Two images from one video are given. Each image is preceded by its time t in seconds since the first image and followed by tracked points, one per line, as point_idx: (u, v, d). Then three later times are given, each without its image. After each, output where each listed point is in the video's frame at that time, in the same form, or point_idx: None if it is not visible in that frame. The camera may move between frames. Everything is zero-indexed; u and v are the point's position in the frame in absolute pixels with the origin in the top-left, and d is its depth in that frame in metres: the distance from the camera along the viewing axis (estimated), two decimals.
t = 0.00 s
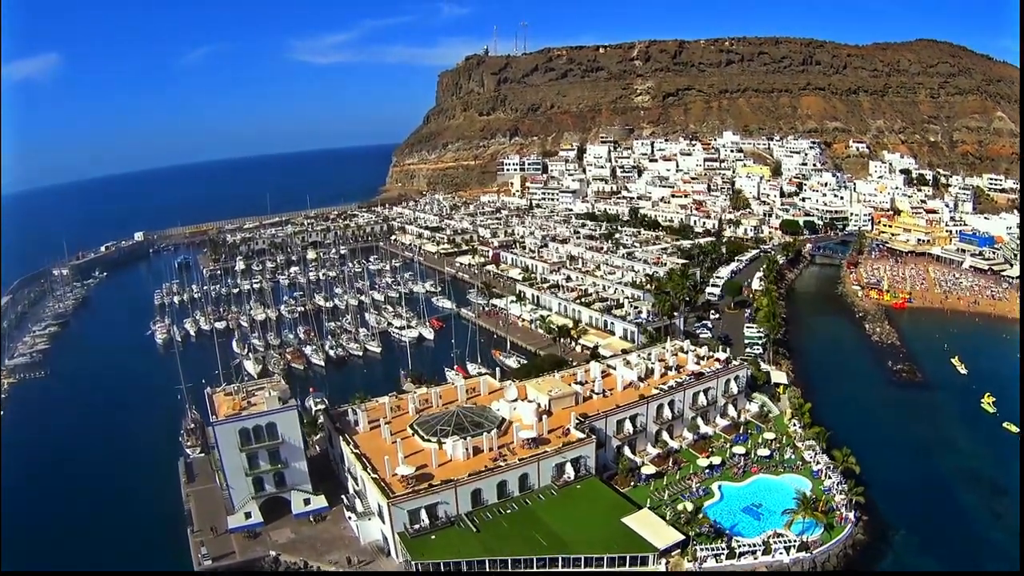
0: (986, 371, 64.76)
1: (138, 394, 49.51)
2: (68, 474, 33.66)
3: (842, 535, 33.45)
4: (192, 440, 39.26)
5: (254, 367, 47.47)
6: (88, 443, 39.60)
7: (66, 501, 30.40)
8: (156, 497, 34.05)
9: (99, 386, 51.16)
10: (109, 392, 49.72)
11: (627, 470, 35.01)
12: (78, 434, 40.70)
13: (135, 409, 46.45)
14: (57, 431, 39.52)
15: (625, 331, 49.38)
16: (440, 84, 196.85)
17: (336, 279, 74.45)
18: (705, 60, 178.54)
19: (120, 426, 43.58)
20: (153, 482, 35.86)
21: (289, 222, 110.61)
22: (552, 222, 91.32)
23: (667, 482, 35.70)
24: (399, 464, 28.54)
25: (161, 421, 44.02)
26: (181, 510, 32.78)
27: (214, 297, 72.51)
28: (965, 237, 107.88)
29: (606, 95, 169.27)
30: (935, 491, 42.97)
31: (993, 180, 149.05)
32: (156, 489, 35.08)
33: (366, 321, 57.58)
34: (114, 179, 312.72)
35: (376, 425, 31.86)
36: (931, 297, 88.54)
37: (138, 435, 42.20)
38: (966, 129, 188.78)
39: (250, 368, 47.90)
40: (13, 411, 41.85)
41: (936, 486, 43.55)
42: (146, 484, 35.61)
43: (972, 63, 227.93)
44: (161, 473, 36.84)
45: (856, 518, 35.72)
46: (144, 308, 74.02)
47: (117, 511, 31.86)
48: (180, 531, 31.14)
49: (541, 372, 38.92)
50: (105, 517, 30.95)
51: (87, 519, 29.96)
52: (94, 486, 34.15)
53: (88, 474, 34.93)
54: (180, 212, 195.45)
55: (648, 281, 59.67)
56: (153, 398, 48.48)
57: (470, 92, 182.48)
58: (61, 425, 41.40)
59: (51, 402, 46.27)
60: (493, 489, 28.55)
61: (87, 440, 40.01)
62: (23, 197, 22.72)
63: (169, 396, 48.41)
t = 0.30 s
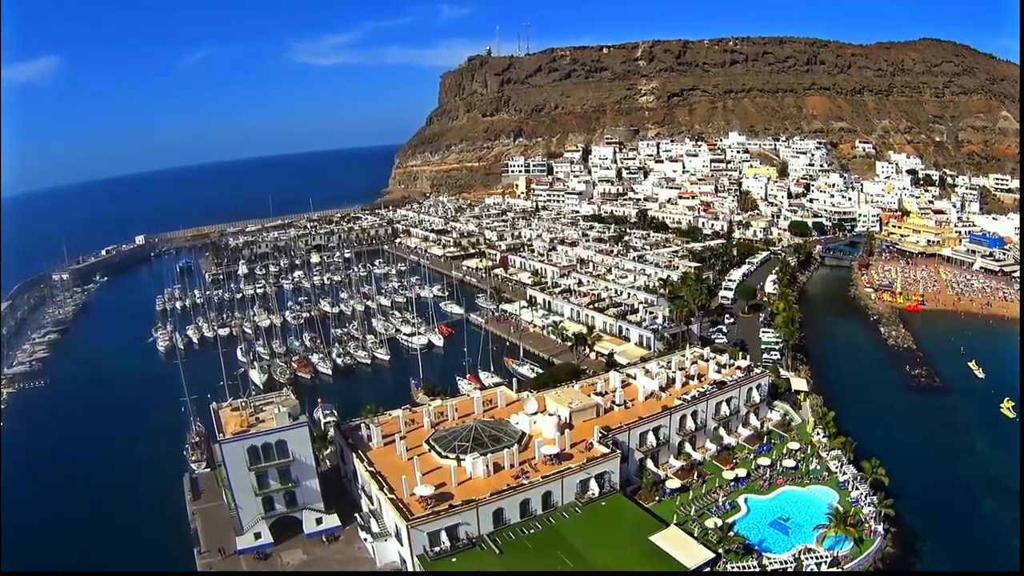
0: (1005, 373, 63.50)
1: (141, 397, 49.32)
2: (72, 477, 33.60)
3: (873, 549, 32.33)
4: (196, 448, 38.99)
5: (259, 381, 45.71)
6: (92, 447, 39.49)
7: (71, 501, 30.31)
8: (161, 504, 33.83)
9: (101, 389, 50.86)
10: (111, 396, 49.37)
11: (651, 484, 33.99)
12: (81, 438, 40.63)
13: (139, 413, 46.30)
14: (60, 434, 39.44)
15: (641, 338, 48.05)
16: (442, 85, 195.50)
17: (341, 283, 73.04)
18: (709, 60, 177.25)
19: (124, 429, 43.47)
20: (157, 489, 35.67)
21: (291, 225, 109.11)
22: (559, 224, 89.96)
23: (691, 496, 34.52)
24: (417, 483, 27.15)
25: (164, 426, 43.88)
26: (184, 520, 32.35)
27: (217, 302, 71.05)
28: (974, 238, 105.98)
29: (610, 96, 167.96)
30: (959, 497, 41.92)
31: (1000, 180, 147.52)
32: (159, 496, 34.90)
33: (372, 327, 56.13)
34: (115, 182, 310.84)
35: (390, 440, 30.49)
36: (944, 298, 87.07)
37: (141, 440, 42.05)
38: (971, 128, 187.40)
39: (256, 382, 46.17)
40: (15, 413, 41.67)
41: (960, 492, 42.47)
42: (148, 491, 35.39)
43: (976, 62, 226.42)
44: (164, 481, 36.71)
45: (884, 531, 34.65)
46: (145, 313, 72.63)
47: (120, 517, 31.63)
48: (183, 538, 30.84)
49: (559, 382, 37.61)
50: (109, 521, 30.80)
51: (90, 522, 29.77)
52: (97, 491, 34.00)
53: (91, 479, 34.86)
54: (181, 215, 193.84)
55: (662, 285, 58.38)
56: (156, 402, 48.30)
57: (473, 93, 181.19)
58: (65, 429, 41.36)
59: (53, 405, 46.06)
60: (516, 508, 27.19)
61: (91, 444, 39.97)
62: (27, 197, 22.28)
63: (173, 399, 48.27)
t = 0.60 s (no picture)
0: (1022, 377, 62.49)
1: (145, 398, 49.37)
2: (78, 471, 33.69)
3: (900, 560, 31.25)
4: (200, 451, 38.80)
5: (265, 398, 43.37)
6: (97, 444, 39.55)
7: (76, 495, 30.35)
8: (163, 506, 33.73)
9: (105, 390, 50.76)
10: (116, 396, 49.31)
11: (673, 498, 33.29)
12: (86, 434, 40.70)
13: (144, 413, 46.32)
14: (67, 427, 39.62)
15: (656, 345, 47.20)
16: (444, 86, 194.42)
17: (346, 287, 71.90)
18: (713, 60, 176.18)
19: (128, 429, 43.46)
20: (159, 489, 35.61)
21: (294, 227, 108.00)
22: (566, 226, 88.94)
23: (714, 509, 33.68)
24: (434, 501, 26.01)
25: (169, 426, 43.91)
26: (185, 522, 32.08)
27: (220, 307, 69.95)
28: (984, 239, 103.87)
29: (614, 96, 166.99)
30: (984, 504, 40.89)
31: (1007, 180, 146.27)
32: (162, 496, 34.83)
33: (379, 332, 55.05)
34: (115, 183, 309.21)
35: (404, 455, 29.38)
36: (956, 301, 86.06)
37: (144, 439, 42.09)
38: (976, 128, 186.20)
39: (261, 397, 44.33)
40: (23, 409, 42.09)
41: (985, 499, 41.44)
42: (151, 490, 35.34)
43: (980, 61, 225.34)
44: (167, 481, 36.64)
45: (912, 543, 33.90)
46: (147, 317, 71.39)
47: (122, 515, 31.50)
48: (184, 539, 30.66)
49: (575, 391, 36.66)
50: (111, 516, 30.74)
51: (93, 516, 29.76)
52: (102, 487, 34.15)
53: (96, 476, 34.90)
54: (181, 216, 192.41)
55: (674, 290, 57.47)
56: (161, 403, 48.29)
57: (476, 93, 180.24)
58: (70, 425, 41.44)
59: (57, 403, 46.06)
60: (537, 526, 26.03)
61: (95, 442, 40.01)
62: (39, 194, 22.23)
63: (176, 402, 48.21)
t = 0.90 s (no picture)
0: None
1: (148, 401, 49.61)
2: (81, 478, 34.03)
3: None
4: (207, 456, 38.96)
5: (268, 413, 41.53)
6: (101, 449, 39.84)
7: (79, 497, 30.71)
8: (167, 510, 34.12)
9: (108, 394, 50.67)
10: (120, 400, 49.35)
11: (699, 512, 32.50)
12: (88, 439, 41.01)
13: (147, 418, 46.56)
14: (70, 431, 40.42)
15: (672, 351, 46.30)
16: (446, 86, 193.20)
17: (350, 291, 70.58)
18: (717, 59, 174.93)
19: (131, 433, 43.64)
20: (163, 494, 35.99)
21: (297, 230, 106.72)
22: (573, 228, 87.73)
23: (741, 524, 32.72)
24: (456, 522, 24.72)
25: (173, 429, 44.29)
26: (188, 526, 32.09)
27: (223, 312, 68.71)
28: (994, 240, 102.73)
29: (618, 96, 165.77)
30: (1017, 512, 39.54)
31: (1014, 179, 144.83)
32: (165, 500, 35.10)
33: (386, 338, 53.81)
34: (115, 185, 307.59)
35: (421, 472, 28.17)
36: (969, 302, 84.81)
37: (149, 443, 42.50)
38: (981, 127, 184.69)
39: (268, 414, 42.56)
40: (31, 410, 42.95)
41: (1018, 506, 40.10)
42: (154, 494, 35.76)
43: (984, 60, 223.95)
44: (172, 486, 37.06)
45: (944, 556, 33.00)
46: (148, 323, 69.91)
47: (121, 516, 31.77)
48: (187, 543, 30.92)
49: (595, 402, 35.68)
50: (115, 518, 31.14)
51: (95, 516, 30.14)
52: (102, 489, 34.49)
53: (99, 479, 35.36)
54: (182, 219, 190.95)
55: (688, 295, 56.44)
56: (165, 407, 48.52)
57: (479, 94, 179.10)
58: (74, 430, 41.70)
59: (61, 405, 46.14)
60: (563, 547, 24.70)
61: (96, 445, 40.45)
62: (43, 198, 22.25)
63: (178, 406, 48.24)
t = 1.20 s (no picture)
0: None
1: (152, 408, 48.94)
2: (87, 474, 33.58)
3: None
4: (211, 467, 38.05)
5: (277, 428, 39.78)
6: (104, 449, 39.29)
7: (85, 492, 30.21)
8: (172, 517, 33.36)
9: (111, 397, 49.92)
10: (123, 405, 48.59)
11: (726, 527, 31.72)
12: (91, 436, 41.11)
13: (150, 424, 45.81)
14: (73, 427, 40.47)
15: (689, 358, 45.41)
16: (449, 87, 191.93)
17: (355, 295, 69.31)
18: (722, 59, 173.78)
19: (133, 433, 43.63)
20: (166, 500, 35.26)
21: (300, 232, 105.44)
22: (581, 230, 86.56)
23: (770, 539, 32.05)
24: (478, 544, 23.45)
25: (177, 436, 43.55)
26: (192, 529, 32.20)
27: (226, 317, 67.50)
28: (1005, 241, 101.45)
29: (622, 96, 164.53)
30: None
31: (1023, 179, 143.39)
32: (169, 506, 34.51)
33: (393, 343, 52.62)
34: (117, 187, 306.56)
35: (440, 490, 26.95)
36: (983, 305, 83.57)
37: (151, 449, 41.75)
38: (986, 127, 183.24)
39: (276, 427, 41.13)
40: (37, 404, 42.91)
41: None
42: (158, 499, 35.07)
43: (988, 59, 222.53)
44: (174, 494, 36.29)
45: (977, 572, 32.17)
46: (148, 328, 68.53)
47: (127, 512, 31.65)
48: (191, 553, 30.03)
49: (615, 412, 34.75)
50: (120, 516, 30.49)
51: (100, 512, 29.54)
52: (108, 483, 34.50)
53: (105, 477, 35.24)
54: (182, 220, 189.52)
55: (702, 299, 55.37)
56: (168, 413, 47.83)
57: (482, 95, 178.00)
58: (77, 428, 41.23)
59: (65, 403, 45.65)
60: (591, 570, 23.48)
61: (99, 442, 40.52)
62: (52, 198, 22.08)
63: (182, 413, 47.55)
